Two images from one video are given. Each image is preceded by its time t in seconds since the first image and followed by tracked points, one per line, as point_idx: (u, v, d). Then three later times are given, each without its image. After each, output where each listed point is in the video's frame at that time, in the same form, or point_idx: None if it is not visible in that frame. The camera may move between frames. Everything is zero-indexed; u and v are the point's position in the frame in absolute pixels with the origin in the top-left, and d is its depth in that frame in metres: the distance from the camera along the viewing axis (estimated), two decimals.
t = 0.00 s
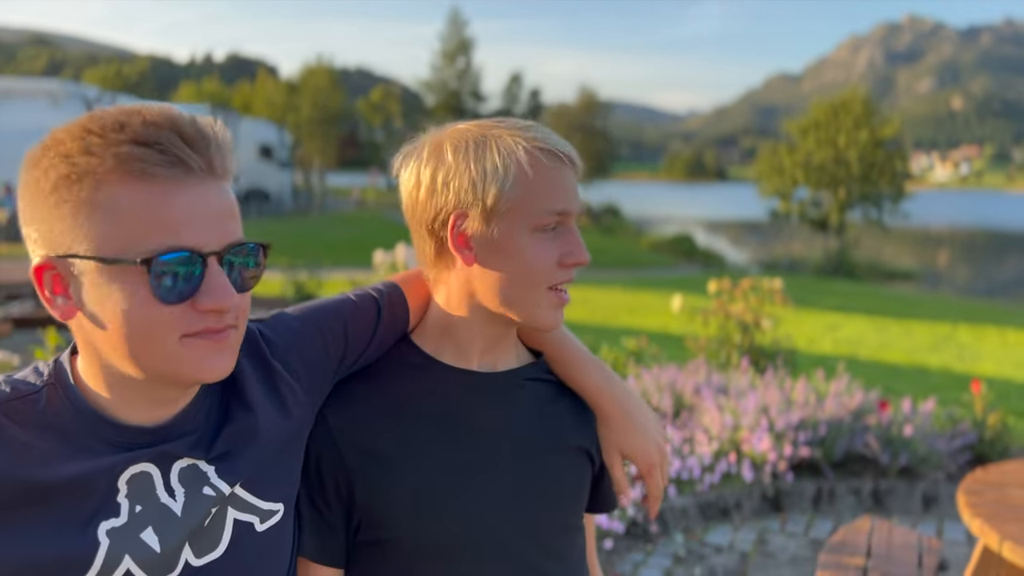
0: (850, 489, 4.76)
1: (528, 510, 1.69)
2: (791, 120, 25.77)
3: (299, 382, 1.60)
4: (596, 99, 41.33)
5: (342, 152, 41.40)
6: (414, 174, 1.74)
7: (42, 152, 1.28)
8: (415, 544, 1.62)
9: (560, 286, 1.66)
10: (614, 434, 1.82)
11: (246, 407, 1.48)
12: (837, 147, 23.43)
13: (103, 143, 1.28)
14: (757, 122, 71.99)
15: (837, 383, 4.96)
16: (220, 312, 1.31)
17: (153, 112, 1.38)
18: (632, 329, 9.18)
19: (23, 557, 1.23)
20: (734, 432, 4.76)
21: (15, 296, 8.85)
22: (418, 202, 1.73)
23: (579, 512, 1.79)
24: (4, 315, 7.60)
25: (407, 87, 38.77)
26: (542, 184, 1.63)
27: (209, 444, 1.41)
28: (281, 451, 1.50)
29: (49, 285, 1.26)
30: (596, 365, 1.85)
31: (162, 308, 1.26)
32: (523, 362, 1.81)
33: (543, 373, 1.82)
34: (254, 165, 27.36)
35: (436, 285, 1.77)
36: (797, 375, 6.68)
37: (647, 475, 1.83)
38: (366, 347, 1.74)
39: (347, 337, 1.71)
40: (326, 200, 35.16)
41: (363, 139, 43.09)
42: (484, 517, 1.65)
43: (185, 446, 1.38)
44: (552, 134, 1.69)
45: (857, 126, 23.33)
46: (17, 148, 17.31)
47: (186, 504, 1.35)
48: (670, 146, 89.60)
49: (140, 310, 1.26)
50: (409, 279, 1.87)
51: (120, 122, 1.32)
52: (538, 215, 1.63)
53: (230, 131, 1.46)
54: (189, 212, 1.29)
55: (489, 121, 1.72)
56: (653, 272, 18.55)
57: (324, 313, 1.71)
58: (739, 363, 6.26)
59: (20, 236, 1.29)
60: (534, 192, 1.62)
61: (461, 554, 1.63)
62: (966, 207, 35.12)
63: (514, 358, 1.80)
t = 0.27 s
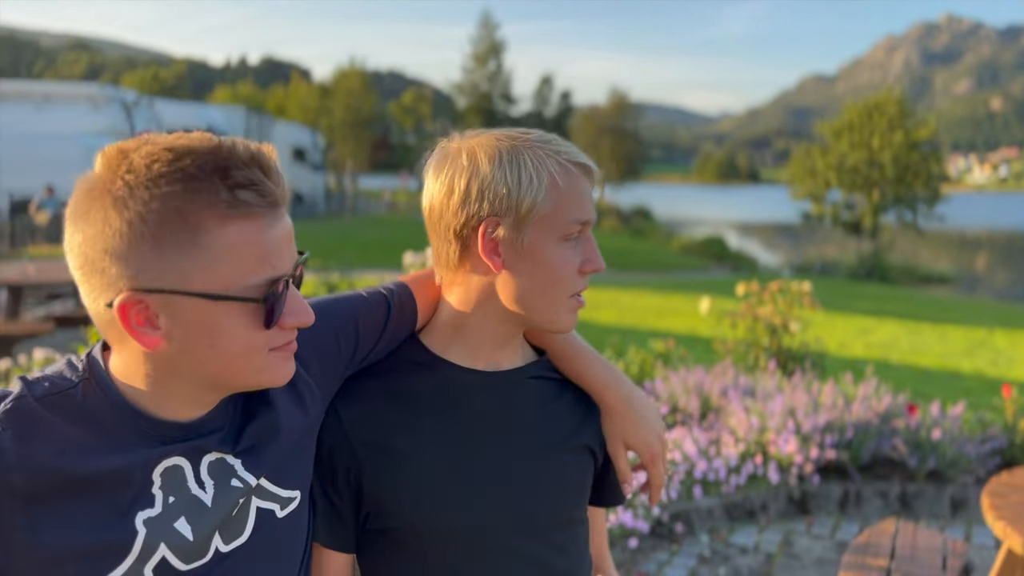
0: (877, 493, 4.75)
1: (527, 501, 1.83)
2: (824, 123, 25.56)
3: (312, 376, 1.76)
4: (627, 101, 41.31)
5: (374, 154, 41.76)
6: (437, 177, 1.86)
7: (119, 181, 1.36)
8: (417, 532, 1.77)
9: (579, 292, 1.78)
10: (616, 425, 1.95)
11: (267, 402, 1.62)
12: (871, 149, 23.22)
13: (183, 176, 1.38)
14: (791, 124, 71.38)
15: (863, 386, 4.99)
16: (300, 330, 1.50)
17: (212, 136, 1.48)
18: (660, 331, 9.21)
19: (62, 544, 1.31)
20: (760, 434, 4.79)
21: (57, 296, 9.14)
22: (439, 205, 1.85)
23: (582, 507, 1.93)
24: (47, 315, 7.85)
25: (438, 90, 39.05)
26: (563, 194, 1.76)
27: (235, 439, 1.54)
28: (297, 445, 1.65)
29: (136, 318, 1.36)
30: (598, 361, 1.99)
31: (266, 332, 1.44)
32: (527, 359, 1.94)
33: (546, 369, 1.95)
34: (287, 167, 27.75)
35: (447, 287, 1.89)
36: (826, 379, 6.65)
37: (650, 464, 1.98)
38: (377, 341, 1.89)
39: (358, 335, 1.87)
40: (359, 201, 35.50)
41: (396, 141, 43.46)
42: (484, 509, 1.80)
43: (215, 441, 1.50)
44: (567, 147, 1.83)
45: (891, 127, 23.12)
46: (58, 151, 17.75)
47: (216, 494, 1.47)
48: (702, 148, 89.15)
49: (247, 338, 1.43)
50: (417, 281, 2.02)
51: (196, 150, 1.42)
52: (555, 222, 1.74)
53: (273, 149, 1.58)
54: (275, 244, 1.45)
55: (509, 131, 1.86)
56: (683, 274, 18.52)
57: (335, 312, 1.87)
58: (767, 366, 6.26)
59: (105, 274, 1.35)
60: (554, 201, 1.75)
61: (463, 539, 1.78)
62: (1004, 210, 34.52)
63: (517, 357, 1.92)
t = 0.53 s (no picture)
0: (906, 497, 4.73)
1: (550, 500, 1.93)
2: (852, 124, 25.38)
3: (347, 376, 1.90)
4: (652, 103, 41.27)
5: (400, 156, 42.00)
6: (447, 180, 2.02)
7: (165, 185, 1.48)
8: (443, 528, 1.90)
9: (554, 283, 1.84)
10: (655, 422, 2.10)
11: (311, 400, 1.74)
12: (900, 150, 23.06)
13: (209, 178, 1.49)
14: (818, 126, 70.90)
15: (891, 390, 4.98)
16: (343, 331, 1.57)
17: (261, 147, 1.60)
18: (686, 333, 9.22)
19: (118, 534, 1.42)
20: (787, 437, 4.77)
21: (91, 296, 9.33)
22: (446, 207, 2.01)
23: (604, 507, 2.02)
24: (82, 314, 8.02)
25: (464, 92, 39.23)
26: (527, 184, 1.84)
27: (281, 435, 1.66)
28: (336, 441, 1.78)
29: (193, 318, 1.45)
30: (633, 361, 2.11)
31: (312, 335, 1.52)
32: (555, 361, 2.05)
33: (575, 371, 2.05)
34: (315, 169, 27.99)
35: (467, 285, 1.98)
36: (854, 382, 6.62)
37: (688, 460, 2.13)
38: (410, 344, 2.03)
39: (391, 337, 2.00)
40: (385, 203, 35.73)
41: (421, 144, 43.73)
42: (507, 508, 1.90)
43: (261, 437, 1.61)
44: (550, 143, 1.93)
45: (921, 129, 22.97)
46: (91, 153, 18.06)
47: (262, 489, 1.57)
48: (728, 150, 88.76)
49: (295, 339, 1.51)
50: (447, 288, 2.16)
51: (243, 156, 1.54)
52: (523, 211, 1.83)
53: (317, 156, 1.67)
54: (321, 249, 1.53)
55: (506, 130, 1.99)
56: (708, 277, 18.48)
57: (369, 316, 2.02)
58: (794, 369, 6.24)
59: (163, 276, 1.46)
60: (522, 190, 1.84)
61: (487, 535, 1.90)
62: None
63: (544, 360, 2.04)
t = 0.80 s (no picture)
0: (932, 502, 4.71)
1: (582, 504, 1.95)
2: (875, 126, 25.21)
3: (377, 376, 1.93)
4: (673, 104, 41.13)
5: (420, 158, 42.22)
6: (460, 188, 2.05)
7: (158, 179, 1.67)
8: (475, 533, 1.93)
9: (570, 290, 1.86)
10: (681, 431, 2.09)
11: (340, 398, 1.77)
12: (923, 152, 22.85)
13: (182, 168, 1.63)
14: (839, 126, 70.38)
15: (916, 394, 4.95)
16: (308, 318, 1.57)
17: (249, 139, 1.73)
18: (708, 336, 9.20)
19: (158, 527, 1.47)
20: (811, 440, 4.76)
21: (118, 296, 9.48)
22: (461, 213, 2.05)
23: (636, 512, 2.04)
24: (110, 314, 8.14)
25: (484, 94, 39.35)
26: (528, 191, 1.86)
27: (312, 431, 1.70)
28: (366, 439, 1.81)
29: (175, 284, 1.56)
30: (661, 368, 2.11)
31: (244, 309, 1.52)
32: (582, 365, 2.08)
33: (602, 375, 2.08)
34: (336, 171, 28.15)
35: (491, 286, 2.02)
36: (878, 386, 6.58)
37: (714, 471, 2.13)
38: (438, 345, 2.06)
39: (419, 338, 2.03)
40: (405, 204, 35.86)
41: (441, 146, 43.85)
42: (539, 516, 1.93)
43: (292, 434, 1.66)
44: (554, 149, 1.93)
45: (945, 131, 22.73)
46: (116, 155, 18.24)
47: (296, 484, 1.62)
48: (749, 151, 88.37)
49: (224, 305, 1.52)
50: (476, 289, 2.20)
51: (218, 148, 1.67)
52: (528, 219, 1.85)
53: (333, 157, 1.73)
54: (285, 225, 1.56)
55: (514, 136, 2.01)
56: (729, 279, 18.41)
57: (398, 316, 2.05)
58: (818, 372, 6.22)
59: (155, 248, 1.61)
60: (524, 197, 1.86)
61: (519, 539, 1.92)
62: None
63: (572, 363, 2.07)
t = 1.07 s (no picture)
0: (951, 506, 4.68)
1: (603, 509, 1.97)
2: (890, 127, 25.06)
3: (395, 379, 1.94)
4: (687, 105, 41.03)
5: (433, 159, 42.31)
6: (520, 186, 2.06)
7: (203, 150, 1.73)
8: (496, 540, 1.93)
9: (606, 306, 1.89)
10: (699, 440, 2.11)
11: (353, 399, 1.79)
12: (940, 154, 22.69)
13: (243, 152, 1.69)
14: (854, 127, 70.00)
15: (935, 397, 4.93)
16: (290, 306, 1.60)
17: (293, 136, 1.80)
18: (724, 338, 9.17)
19: (171, 520, 1.51)
20: (829, 443, 4.73)
21: (136, 297, 9.56)
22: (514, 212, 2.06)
23: (657, 518, 2.05)
24: (128, 314, 8.22)
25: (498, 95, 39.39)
26: (600, 206, 1.90)
27: (325, 431, 1.73)
28: (379, 442, 1.82)
29: (186, 278, 1.68)
30: (681, 375, 2.13)
31: (227, 299, 1.57)
32: (600, 372, 2.09)
33: (621, 382, 2.10)
34: (350, 172, 28.25)
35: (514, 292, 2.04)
36: (896, 390, 6.54)
37: (734, 479, 2.14)
38: (456, 347, 2.07)
39: (437, 340, 2.05)
40: (418, 205, 35.94)
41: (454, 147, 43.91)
42: (559, 521, 1.94)
43: (304, 434, 1.69)
44: (631, 171, 1.97)
45: (962, 132, 22.56)
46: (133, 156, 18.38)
47: (307, 483, 1.64)
48: (762, 151, 88.02)
49: (213, 293, 1.59)
50: (495, 290, 2.21)
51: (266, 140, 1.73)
52: (593, 232, 1.88)
53: (335, 158, 1.79)
54: (270, 216, 1.61)
55: (588, 149, 2.04)
56: (743, 280, 18.35)
57: (415, 316, 2.05)
58: (835, 375, 6.19)
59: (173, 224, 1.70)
60: (595, 211, 1.89)
61: (538, 543, 1.93)
62: None
63: (591, 370, 2.08)
